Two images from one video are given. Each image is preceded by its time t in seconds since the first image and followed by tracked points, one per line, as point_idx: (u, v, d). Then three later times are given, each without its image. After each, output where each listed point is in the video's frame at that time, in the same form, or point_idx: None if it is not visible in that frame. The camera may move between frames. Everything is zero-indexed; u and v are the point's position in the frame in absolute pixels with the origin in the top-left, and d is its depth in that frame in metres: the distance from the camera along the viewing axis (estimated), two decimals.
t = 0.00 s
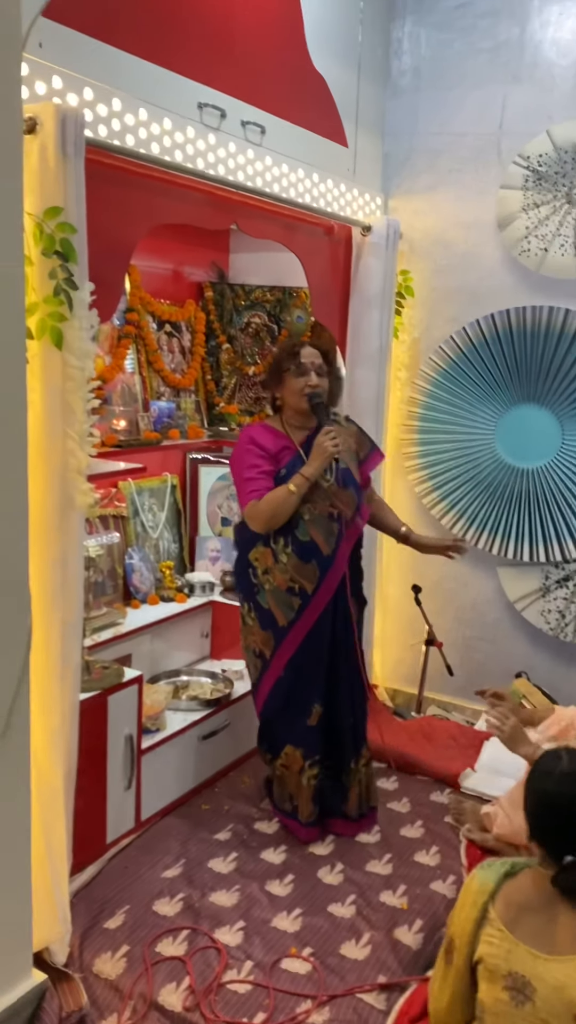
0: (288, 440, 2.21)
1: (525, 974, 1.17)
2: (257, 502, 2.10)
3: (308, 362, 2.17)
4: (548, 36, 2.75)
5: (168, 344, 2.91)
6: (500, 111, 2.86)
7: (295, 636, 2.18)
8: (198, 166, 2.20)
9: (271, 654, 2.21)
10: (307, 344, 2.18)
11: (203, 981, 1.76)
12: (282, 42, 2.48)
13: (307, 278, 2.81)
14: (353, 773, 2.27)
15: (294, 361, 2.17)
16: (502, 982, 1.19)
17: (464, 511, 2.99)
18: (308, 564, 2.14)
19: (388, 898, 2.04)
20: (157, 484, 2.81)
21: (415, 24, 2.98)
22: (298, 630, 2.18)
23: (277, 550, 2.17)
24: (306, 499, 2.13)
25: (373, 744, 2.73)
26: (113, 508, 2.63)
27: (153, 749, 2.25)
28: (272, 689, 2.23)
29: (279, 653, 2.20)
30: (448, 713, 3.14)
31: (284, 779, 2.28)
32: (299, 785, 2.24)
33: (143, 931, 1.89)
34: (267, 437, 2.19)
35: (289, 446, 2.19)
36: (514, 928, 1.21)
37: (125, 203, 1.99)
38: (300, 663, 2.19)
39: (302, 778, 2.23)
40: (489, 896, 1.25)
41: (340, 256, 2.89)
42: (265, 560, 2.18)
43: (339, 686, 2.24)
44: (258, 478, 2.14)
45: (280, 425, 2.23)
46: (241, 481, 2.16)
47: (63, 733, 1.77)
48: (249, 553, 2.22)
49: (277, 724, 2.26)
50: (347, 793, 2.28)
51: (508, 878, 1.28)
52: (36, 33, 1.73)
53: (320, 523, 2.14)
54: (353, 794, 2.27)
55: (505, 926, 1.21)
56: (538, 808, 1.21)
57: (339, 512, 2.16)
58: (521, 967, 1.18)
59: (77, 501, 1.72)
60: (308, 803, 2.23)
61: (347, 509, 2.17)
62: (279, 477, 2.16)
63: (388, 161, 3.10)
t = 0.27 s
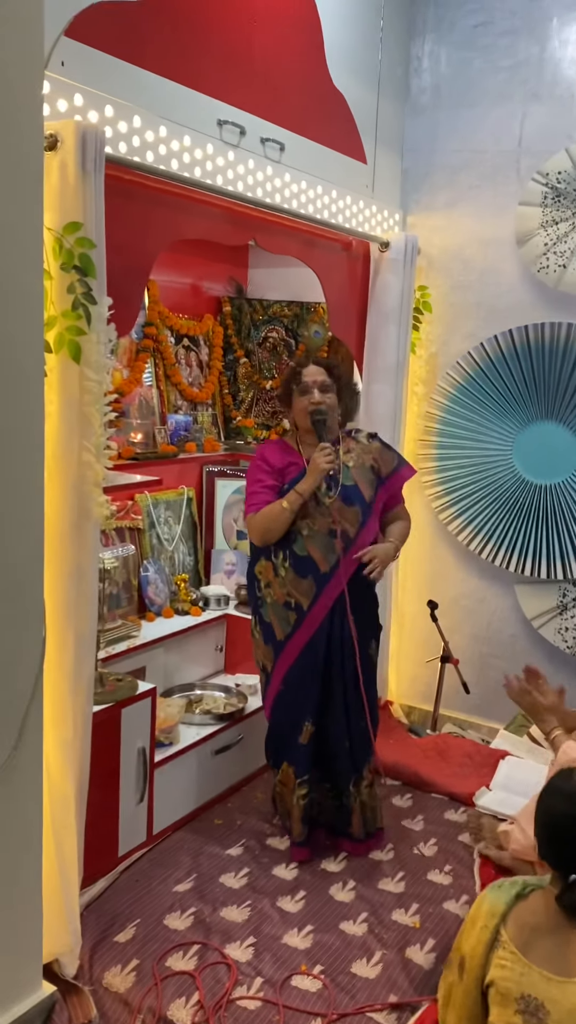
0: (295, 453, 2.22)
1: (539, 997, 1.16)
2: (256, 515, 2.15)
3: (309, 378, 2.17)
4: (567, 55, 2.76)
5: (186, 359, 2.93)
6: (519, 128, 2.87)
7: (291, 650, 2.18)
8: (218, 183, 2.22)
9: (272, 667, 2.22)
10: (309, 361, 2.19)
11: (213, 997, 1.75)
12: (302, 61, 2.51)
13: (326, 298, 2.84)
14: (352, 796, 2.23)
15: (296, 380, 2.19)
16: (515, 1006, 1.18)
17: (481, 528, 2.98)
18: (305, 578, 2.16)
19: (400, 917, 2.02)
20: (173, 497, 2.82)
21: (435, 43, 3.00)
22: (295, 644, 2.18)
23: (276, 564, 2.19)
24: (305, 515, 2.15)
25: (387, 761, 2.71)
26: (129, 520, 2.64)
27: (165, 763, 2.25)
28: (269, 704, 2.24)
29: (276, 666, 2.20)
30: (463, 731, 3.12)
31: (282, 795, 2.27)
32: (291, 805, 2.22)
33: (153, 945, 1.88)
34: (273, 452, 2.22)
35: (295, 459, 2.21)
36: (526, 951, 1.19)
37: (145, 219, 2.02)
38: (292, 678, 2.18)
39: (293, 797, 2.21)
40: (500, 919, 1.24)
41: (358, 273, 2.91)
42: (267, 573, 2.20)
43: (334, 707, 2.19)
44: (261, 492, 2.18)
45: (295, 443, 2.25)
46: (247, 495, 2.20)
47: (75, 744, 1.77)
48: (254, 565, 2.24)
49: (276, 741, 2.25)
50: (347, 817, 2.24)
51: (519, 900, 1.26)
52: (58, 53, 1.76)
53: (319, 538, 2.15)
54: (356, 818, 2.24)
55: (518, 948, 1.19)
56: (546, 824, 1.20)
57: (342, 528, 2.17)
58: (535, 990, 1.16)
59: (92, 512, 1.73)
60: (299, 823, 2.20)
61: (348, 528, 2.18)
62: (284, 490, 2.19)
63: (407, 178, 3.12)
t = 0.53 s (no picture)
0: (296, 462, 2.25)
1: (538, 1009, 1.13)
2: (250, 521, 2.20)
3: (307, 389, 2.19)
4: (572, 68, 2.78)
5: (191, 369, 2.94)
6: (524, 141, 2.88)
7: (274, 656, 2.20)
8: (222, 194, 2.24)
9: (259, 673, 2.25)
10: (309, 372, 2.21)
11: (212, 1009, 1.73)
12: (307, 74, 2.53)
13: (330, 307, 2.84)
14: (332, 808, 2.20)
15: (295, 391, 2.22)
16: (513, 1015, 1.15)
17: (485, 539, 2.97)
18: (289, 585, 2.18)
19: (402, 930, 2.00)
20: (178, 507, 2.83)
21: (441, 56, 3.03)
22: (278, 650, 2.19)
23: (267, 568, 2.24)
24: (293, 521, 2.19)
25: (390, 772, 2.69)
26: (132, 529, 2.64)
27: (167, 773, 2.24)
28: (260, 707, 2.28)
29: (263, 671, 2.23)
30: (467, 743, 3.10)
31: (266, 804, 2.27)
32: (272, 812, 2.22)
33: (153, 957, 1.87)
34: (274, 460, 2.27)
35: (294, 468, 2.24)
36: (525, 961, 1.17)
37: (150, 230, 2.03)
38: (273, 685, 2.19)
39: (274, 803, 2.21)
40: (500, 928, 1.23)
41: (363, 284, 2.92)
42: (261, 580, 2.25)
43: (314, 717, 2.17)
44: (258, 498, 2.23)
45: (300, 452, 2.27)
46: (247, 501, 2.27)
47: (76, 750, 1.77)
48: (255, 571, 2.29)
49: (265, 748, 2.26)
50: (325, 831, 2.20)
51: (520, 908, 1.26)
52: (64, 65, 1.78)
53: (305, 545, 2.18)
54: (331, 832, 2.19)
55: (516, 958, 1.18)
56: (550, 837, 1.19)
57: (328, 536, 2.17)
58: (533, 1001, 1.14)
59: (95, 520, 1.73)
60: (279, 830, 2.20)
61: (335, 537, 2.17)
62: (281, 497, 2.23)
63: (412, 189, 3.13)
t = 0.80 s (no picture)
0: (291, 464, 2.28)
1: (536, 1013, 1.12)
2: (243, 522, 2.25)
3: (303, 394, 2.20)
4: (567, 71, 2.78)
5: (187, 372, 2.95)
6: (519, 144, 2.89)
7: (262, 660, 2.21)
8: (218, 197, 2.24)
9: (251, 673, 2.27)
10: (306, 376, 2.22)
11: (208, 1014, 1.73)
12: (303, 78, 2.53)
13: (328, 313, 2.86)
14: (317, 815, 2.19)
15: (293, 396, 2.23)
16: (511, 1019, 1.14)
17: (482, 542, 2.97)
18: (277, 587, 2.19)
19: (399, 933, 2.00)
20: (175, 510, 2.82)
21: (436, 59, 3.03)
22: (265, 653, 2.20)
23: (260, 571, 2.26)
24: (284, 526, 2.20)
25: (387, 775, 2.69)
26: (129, 532, 2.64)
27: (164, 777, 2.24)
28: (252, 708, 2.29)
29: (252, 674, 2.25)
30: (464, 746, 3.10)
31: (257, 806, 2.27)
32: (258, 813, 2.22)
33: (149, 961, 1.86)
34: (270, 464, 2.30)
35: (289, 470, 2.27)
36: (522, 965, 1.17)
37: (146, 233, 2.04)
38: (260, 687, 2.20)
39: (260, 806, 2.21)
40: (496, 932, 1.23)
41: (359, 287, 2.93)
42: (255, 580, 2.27)
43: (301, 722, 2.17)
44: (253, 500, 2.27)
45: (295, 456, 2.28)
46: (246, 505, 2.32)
47: (72, 753, 1.76)
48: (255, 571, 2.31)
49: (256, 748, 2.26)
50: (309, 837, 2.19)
51: (517, 913, 1.26)
52: (59, 68, 1.78)
53: (294, 550, 2.18)
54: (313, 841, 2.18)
55: (512, 961, 1.18)
56: (546, 841, 1.18)
57: (316, 541, 2.16)
58: (531, 1006, 1.13)
59: (90, 524, 1.73)
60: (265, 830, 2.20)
61: (322, 543, 2.16)
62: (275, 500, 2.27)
63: (408, 192, 3.14)
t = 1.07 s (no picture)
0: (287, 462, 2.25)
1: (526, 1005, 1.13)
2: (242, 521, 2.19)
3: (301, 391, 2.18)
4: (557, 66, 2.78)
5: (178, 369, 2.94)
6: (509, 140, 2.89)
7: (263, 657, 2.19)
8: (208, 193, 2.24)
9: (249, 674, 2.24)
10: (302, 372, 2.20)
11: (203, 1010, 1.72)
12: (293, 73, 2.53)
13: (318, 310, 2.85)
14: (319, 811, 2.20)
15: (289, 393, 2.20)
16: (502, 1011, 1.15)
17: (474, 537, 2.98)
18: (282, 586, 2.16)
19: (392, 928, 2.00)
20: (167, 507, 2.82)
21: (426, 54, 3.03)
22: (268, 651, 2.18)
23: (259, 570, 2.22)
24: (288, 524, 2.18)
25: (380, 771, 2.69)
26: (121, 530, 2.63)
27: (157, 774, 2.24)
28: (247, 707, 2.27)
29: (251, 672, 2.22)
30: (457, 741, 3.10)
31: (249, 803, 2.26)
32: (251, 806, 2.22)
33: (143, 958, 1.86)
34: (266, 461, 2.25)
35: (285, 468, 2.24)
36: (513, 957, 1.17)
37: (136, 228, 2.03)
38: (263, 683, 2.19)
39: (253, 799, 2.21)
40: (488, 925, 1.23)
41: (350, 283, 2.93)
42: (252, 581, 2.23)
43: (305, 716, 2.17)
44: (250, 498, 2.22)
45: (288, 452, 2.26)
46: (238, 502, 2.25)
47: (64, 751, 1.76)
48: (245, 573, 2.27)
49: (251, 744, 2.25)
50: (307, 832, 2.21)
51: (508, 904, 1.25)
52: (47, 63, 1.77)
53: (299, 547, 2.16)
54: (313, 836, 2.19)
55: (503, 954, 1.18)
56: (536, 833, 1.18)
57: (323, 538, 2.16)
58: (521, 997, 1.13)
59: (81, 520, 1.72)
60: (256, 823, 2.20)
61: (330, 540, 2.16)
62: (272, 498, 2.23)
63: (398, 188, 3.14)
